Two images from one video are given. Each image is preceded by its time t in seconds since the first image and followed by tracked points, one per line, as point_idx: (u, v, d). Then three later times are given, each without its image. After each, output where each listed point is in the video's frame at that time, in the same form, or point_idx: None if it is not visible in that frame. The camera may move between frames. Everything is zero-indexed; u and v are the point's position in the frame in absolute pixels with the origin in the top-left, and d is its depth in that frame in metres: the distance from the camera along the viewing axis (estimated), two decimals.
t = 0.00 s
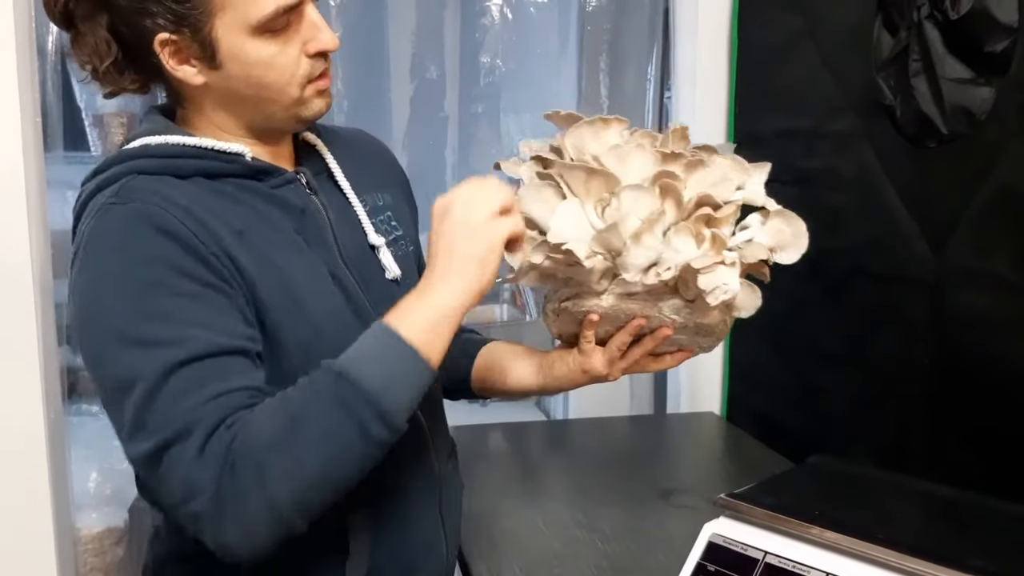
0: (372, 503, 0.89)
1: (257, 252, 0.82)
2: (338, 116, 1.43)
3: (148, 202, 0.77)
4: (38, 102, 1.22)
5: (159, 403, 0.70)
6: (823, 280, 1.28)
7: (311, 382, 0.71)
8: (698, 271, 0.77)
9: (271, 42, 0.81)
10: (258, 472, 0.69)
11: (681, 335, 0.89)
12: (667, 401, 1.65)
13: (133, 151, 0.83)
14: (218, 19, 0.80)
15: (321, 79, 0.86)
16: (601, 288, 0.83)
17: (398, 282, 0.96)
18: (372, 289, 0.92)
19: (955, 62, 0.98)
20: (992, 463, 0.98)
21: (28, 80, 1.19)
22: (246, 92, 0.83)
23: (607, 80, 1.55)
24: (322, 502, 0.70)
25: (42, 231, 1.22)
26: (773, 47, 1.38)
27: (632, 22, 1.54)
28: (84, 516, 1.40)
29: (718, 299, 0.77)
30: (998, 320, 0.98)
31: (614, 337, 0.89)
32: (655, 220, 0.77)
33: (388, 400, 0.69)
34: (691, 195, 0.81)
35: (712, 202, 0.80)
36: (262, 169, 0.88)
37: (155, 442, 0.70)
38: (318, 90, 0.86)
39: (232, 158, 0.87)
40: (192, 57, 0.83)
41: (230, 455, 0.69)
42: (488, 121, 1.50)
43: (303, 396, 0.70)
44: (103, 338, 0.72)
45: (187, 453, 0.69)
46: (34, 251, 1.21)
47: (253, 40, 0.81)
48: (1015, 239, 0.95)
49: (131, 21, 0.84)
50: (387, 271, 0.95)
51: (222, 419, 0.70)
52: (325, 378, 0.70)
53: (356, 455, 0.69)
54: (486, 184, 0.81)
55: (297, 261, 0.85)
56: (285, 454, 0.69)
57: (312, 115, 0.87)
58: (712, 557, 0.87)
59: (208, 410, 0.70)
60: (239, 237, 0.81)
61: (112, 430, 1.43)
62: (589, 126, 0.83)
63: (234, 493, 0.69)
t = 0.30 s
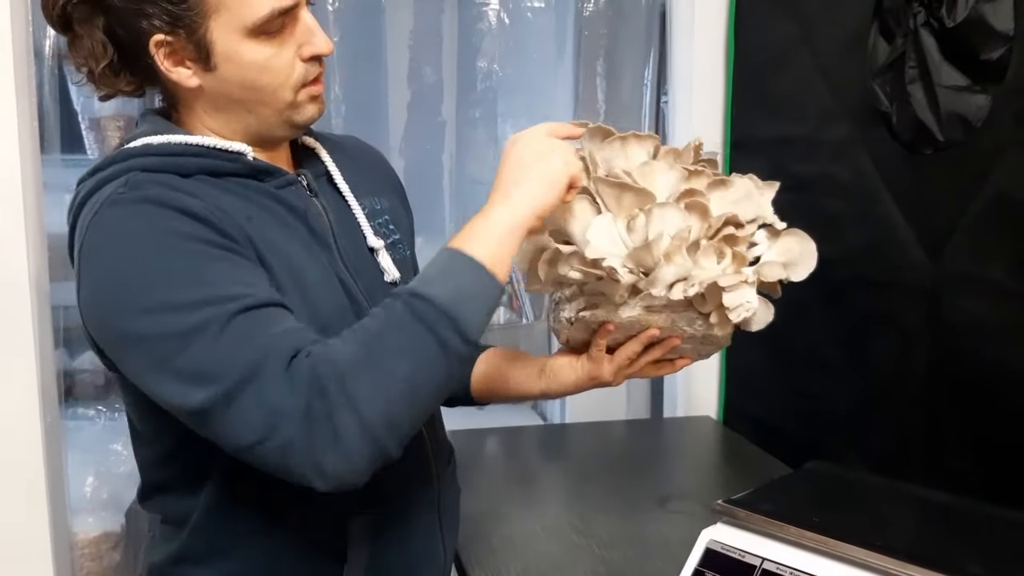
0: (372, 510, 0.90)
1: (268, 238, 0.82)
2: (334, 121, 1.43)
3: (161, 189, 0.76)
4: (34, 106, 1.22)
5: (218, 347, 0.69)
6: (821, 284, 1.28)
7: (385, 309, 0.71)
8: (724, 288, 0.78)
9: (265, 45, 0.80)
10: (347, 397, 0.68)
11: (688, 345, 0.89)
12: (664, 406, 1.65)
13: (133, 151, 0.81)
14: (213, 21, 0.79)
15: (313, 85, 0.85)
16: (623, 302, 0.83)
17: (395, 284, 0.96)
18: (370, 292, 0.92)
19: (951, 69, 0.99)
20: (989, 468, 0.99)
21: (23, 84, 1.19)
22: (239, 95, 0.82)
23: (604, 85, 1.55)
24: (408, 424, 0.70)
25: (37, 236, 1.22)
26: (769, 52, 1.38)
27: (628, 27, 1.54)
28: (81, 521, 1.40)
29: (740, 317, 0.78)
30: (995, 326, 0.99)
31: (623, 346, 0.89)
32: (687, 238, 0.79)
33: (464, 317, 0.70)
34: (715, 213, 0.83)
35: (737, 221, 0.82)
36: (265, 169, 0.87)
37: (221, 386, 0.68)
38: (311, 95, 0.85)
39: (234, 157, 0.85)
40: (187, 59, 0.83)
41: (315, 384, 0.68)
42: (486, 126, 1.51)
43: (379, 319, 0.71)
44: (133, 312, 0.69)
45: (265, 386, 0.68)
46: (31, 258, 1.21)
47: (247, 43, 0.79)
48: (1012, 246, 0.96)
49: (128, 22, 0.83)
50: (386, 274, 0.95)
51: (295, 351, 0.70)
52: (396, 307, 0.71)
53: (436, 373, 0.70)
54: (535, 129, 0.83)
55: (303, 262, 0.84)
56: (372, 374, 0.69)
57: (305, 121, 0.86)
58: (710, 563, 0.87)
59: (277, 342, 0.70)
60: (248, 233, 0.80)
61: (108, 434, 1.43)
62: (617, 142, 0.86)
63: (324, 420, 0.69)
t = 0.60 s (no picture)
0: (373, 513, 0.89)
1: (278, 231, 0.83)
2: (333, 125, 1.44)
3: (173, 186, 0.75)
4: (31, 107, 1.22)
5: (250, 323, 0.68)
6: (819, 287, 1.28)
7: (432, 281, 0.71)
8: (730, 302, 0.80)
9: (266, 46, 0.80)
10: (392, 362, 0.69)
11: (687, 355, 0.91)
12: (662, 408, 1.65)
13: (139, 152, 0.81)
14: (213, 21, 0.79)
15: (313, 87, 0.84)
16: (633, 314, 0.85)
17: (398, 286, 0.96)
18: (375, 294, 0.92)
19: (950, 72, 0.98)
20: (989, 471, 0.99)
21: (20, 85, 1.18)
22: (239, 96, 0.82)
23: (602, 87, 1.55)
24: (449, 394, 0.70)
25: (35, 238, 1.22)
26: (767, 55, 1.39)
27: (627, 30, 1.54)
28: (77, 524, 1.38)
29: (744, 330, 0.81)
30: (994, 330, 0.99)
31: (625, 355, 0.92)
32: (694, 251, 0.80)
33: (510, 291, 0.70)
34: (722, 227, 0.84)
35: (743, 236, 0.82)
36: (271, 172, 0.87)
37: (252, 361, 0.68)
38: (311, 97, 0.84)
39: (241, 158, 0.85)
40: (188, 59, 0.82)
41: (358, 348, 0.70)
42: (484, 129, 1.50)
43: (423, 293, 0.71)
44: (149, 298, 0.69)
45: (302, 356, 0.68)
46: (29, 261, 1.20)
47: (247, 44, 0.79)
48: (1011, 249, 0.96)
49: (129, 22, 0.83)
50: (388, 276, 0.95)
51: (333, 323, 0.70)
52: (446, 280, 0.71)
53: (479, 343, 0.70)
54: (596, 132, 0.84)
55: (314, 262, 0.84)
56: (417, 343, 0.69)
57: (305, 122, 0.86)
58: (711, 567, 0.87)
59: (310, 315, 0.70)
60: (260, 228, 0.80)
61: (104, 436, 1.43)
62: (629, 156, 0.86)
63: (367, 385, 0.69)
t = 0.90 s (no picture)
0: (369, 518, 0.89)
1: (275, 232, 0.82)
2: (328, 127, 1.43)
3: (170, 188, 0.75)
4: (23, 108, 1.21)
5: (249, 322, 0.68)
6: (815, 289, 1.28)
7: (438, 277, 0.71)
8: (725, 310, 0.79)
9: (258, 51, 0.79)
10: (396, 357, 0.69)
11: (682, 359, 0.90)
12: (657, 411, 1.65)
13: (132, 155, 0.80)
14: (204, 26, 0.78)
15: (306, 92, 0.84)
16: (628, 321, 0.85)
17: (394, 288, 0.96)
18: (370, 296, 0.92)
19: (946, 75, 0.98)
20: (986, 474, 0.99)
21: (13, 86, 1.17)
22: (232, 101, 0.81)
23: (597, 88, 1.55)
24: (453, 391, 0.70)
25: (27, 240, 1.21)
26: (763, 57, 1.39)
27: (622, 31, 1.54)
28: (70, 528, 1.37)
29: (738, 337, 0.80)
30: (992, 333, 0.99)
31: (620, 359, 0.92)
32: (689, 258, 0.80)
33: (517, 290, 0.70)
34: (718, 233, 0.84)
35: (739, 242, 0.81)
36: (266, 174, 0.87)
37: (254, 359, 0.67)
38: (305, 102, 0.84)
39: (235, 161, 0.85)
40: (180, 64, 0.82)
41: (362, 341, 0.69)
42: (480, 131, 1.50)
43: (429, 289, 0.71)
44: (145, 298, 0.69)
45: (305, 352, 0.68)
46: (21, 262, 1.19)
47: (239, 48, 0.79)
48: (1008, 252, 0.96)
49: (121, 26, 0.82)
50: (383, 279, 0.94)
51: (338, 318, 0.70)
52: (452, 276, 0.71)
53: (484, 341, 0.69)
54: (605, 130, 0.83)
55: (309, 264, 0.84)
56: (422, 339, 0.69)
57: (298, 127, 0.85)
58: (707, 570, 0.87)
59: (312, 312, 0.69)
60: (257, 231, 0.80)
61: (97, 439, 1.43)
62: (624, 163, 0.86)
63: (371, 380, 0.69)
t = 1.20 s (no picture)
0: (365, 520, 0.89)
1: (269, 235, 0.82)
2: (322, 127, 1.44)
3: (162, 190, 0.74)
4: (17, 108, 1.21)
5: (243, 329, 0.68)
6: (811, 290, 1.28)
7: (438, 288, 0.71)
8: (718, 307, 0.79)
9: (251, 51, 0.79)
10: (389, 370, 0.69)
11: (676, 356, 0.91)
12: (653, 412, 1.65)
13: (127, 155, 0.80)
14: (197, 26, 0.78)
15: (299, 92, 0.83)
16: (621, 320, 0.85)
17: (388, 289, 0.96)
18: (364, 297, 0.92)
19: (941, 76, 1.00)
20: (982, 473, 0.99)
21: (7, 86, 1.17)
22: (224, 101, 0.81)
23: (593, 89, 1.54)
24: (449, 399, 0.70)
25: (21, 240, 1.20)
26: (758, 57, 1.39)
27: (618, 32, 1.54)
28: (63, 529, 1.37)
29: (732, 335, 0.79)
30: (987, 333, 0.99)
31: (614, 358, 0.92)
32: (682, 256, 0.80)
33: (517, 306, 0.70)
34: (710, 230, 0.84)
35: (730, 240, 0.82)
36: (260, 174, 0.86)
37: (248, 366, 0.67)
38: (297, 102, 0.84)
39: (230, 161, 0.84)
40: (172, 64, 0.81)
41: (353, 355, 0.69)
42: (475, 131, 1.50)
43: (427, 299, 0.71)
44: (138, 302, 0.69)
45: (298, 361, 0.68)
46: (15, 263, 1.19)
47: (232, 48, 0.78)
48: (1003, 252, 0.96)
49: (113, 26, 0.82)
50: (377, 279, 0.94)
51: (330, 327, 0.70)
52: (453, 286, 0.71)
53: (480, 354, 0.69)
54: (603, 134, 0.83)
55: (304, 266, 0.84)
56: (414, 352, 0.69)
57: (291, 127, 0.85)
58: (703, 571, 0.87)
59: (305, 319, 0.69)
60: (251, 233, 0.79)
61: (90, 441, 1.42)
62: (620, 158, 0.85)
63: (362, 392, 0.69)
